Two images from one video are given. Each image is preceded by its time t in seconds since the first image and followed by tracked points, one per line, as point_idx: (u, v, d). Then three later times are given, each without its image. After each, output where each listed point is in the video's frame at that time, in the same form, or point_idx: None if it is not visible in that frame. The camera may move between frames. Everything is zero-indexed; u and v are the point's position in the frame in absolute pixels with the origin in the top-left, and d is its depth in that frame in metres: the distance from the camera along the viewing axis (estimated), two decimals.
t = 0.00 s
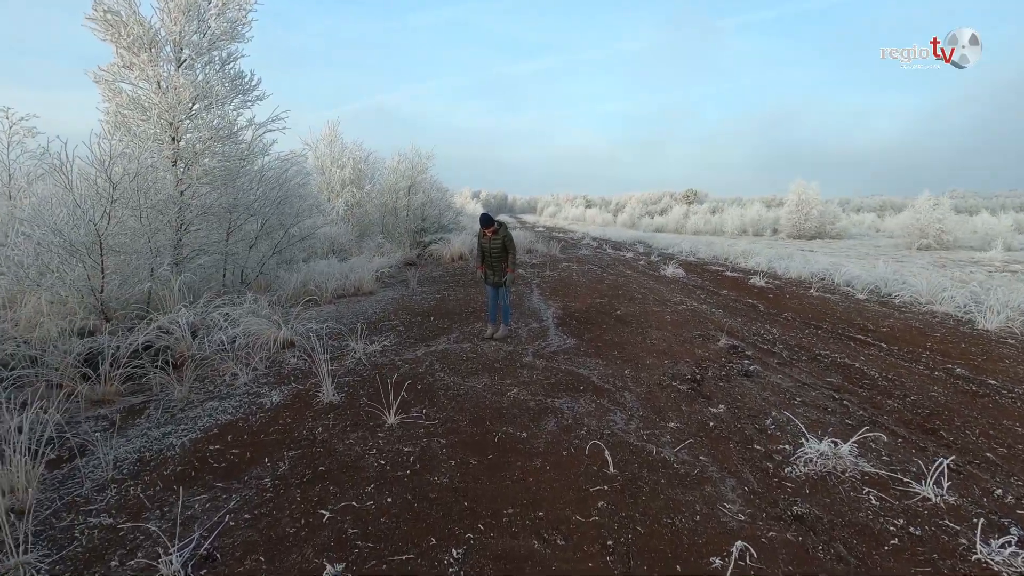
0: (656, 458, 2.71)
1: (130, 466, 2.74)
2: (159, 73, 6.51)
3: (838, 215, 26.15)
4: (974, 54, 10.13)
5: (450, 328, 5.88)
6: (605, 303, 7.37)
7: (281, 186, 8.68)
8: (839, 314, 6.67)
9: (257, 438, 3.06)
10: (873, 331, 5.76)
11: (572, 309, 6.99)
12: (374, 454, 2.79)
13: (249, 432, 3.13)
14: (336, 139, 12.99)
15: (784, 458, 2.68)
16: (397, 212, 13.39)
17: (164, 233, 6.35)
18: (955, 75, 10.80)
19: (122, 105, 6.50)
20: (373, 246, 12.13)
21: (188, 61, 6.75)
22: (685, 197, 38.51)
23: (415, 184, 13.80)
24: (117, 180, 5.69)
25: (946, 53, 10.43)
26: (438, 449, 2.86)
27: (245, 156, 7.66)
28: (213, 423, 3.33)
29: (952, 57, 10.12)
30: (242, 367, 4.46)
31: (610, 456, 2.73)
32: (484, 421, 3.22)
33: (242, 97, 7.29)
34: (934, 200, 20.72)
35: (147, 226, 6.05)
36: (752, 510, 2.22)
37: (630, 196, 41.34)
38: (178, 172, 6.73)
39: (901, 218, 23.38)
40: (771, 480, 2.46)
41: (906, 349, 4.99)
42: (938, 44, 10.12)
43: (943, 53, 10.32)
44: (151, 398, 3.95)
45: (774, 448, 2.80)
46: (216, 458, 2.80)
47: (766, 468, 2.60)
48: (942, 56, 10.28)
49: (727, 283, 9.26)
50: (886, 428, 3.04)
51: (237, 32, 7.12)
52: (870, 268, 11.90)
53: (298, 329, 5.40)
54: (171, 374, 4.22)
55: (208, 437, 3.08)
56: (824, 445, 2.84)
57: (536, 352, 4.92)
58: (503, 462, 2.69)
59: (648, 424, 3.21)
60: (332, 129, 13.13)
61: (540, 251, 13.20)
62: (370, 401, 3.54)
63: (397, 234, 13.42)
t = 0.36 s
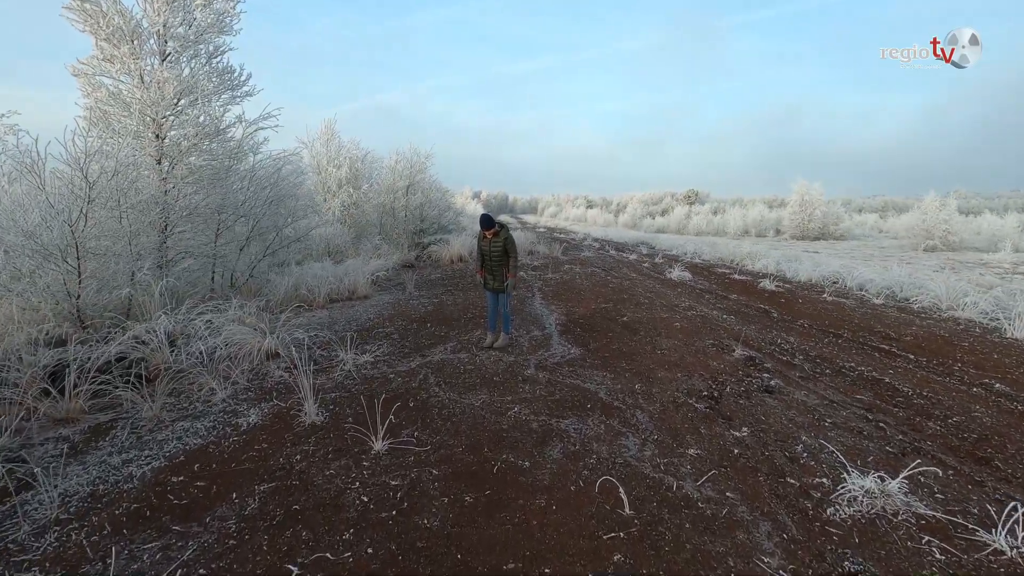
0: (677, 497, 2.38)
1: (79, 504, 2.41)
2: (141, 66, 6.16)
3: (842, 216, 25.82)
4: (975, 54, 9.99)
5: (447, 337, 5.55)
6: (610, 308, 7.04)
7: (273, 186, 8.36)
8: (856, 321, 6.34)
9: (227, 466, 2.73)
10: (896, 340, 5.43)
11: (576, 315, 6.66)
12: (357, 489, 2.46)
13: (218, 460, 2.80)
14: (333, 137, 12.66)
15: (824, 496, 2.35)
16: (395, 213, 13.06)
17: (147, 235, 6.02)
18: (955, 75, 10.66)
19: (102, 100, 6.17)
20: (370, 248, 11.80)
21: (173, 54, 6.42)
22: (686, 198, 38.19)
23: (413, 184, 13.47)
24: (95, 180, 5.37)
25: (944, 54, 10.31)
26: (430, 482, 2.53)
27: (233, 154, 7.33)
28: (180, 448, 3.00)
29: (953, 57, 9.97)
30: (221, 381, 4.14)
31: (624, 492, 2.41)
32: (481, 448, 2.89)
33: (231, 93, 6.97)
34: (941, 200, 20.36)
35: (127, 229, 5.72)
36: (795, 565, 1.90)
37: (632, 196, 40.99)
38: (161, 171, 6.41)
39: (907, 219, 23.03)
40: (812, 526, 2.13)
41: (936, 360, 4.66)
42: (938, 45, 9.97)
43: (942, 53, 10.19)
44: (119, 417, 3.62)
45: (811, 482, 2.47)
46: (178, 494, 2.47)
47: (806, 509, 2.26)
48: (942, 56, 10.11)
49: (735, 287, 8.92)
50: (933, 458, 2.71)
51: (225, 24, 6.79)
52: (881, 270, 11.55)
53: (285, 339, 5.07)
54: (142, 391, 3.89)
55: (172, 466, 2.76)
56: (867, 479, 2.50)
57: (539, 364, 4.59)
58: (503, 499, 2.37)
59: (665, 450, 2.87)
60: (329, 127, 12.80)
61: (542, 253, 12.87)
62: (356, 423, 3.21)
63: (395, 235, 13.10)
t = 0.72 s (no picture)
0: (707, 553, 2.03)
1: (4, 560, 2.06)
2: (120, 59, 5.80)
3: (848, 215, 25.40)
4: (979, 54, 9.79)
5: (444, 348, 5.19)
6: (617, 315, 6.67)
7: (263, 186, 8.00)
8: (879, 329, 5.98)
9: (185, 509, 2.38)
10: (926, 350, 5.07)
11: (580, 322, 6.30)
12: (332, 541, 2.11)
13: (176, 500, 2.45)
14: (329, 136, 12.32)
15: (883, 553, 2.01)
16: (393, 214, 12.71)
17: (125, 239, 5.67)
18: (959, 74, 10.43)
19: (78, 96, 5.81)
20: (367, 250, 11.44)
21: (154, 47, 6.06)
22: (689, 197, 37.78)
23: (412, 184, 13.11)
24: (67, 181, 5.01)
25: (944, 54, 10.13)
26: (418, 532, 2.18)
27: (220, 153, 7.00)
28: (137, 483, 2.65)
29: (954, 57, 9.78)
30: (193, 401, 3.78)
31: (645, 548, 2.06)
32: (478, 486, 2.53)
33: (217, 89, 6.63)
34: (949, 199, 19.89)
35: (102, 232, 5.36)
36: None
37: (634, 196, 40.58)
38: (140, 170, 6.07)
39: (914, 218, 22.58)
40: None
41: (973, 374, 4.30)
42: (938, 44, 9.76)
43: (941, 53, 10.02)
44: (77, 442, 3.26)
45: (864, 535, 2.12)
46: (123, 546, 2.12)
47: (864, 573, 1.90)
48: (944, 56, 9.89)
49: (746, 291, 8.55)
50: (998, 501, 2.36)
51: (210, 16, 6.43)
52: (894, 272, 11.16)
53: (269, 351, 4.72)
54: (105, 413, 3.54)
55: (122, 508, 2.40)
56: (928, 529, 2.14)
57: (542, 380, 4.22)
58: (503, 557, 2.02)
59: (688, 489, 2.51)
60: (324, 126, 12.45)
61: (545, 255, 12.49)
62: (337, 454, 2.85)
63: (393, 237, 12.75)
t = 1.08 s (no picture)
0: None
1: None
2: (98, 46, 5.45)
3: (856, 215, 24.96)
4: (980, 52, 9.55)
5: (442, 355, 4.83)
6: (627, 319, 6.30)
7: (254, 182, 7.65)
8: (908, 334, 5.61)
9: (133, 554, 2.02)
10: (963, 358, 4.69)
11: (588, 327, 5.93)
12: None
13: (124, 543, 2.09)
14: (326, 132, 11.97)
15: None
16: (393, 212, 12.36)
17: (103, 237, 5.32)
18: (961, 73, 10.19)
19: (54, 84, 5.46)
20: (365, 249, 11.08)
21: (136, 33, 5.71)
22: (692, 196, 37.34)
23: (412, 182, 12.75)
24: (38, 174, 4.66)
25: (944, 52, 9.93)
26: None
27: (207, 147, 6.65)
28: (83, 519, 2.29)
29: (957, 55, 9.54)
30: (164, 415, 3.42)
31: None
32: (477, 525, 2.18)
33: (204, 79, 6.27)
34: (958, 198, 19.43)
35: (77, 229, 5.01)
36: None
37: (636, 195, 40.19)
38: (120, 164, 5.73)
39: (923, 218, 22.11)
40: None
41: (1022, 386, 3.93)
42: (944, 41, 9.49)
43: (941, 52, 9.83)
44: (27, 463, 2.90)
45: None
46: None
47: None
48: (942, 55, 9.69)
49: (760, 293, 8.17)
50: None
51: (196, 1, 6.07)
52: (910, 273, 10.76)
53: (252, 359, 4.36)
54: (63, 429, 3.18)
55: (60, 552, 2.04)
56: None
57: (549, 392, 3.86)
58: None
59: (724, 531, 2.15)
60: (322, 121, 12.11)
61: (548, 255, 12.12)
62: (317, 483, 2.50)
63: (392, 236, 12.40)
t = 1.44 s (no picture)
0: None
1: None
2: (74, 38, 5.11)
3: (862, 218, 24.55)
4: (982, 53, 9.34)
5: (438, 370, 4.46)
6: (635, 328, 5.93)
7: (243, 183, 7.31)
8: (938, 347, 5.23)
9: None
10: (1005, 375, 4.32)
11: (595, 338, 5.58)
12: None
13: None
14: (322, 133, 11.64)
15: None
16: (390, 214, 12.01)
17: (76, 241, 4.98)
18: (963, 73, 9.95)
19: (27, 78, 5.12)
20: (362, 253, 10.73)
21: (115, 26, 5.37)
22: (694, 199, 36.93)
23: (411, 183, 12.41)
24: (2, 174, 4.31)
25: (946, 55, 9.70)
26: None
27: (192, 146, 6.32)
28: None
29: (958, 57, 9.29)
30: (125, 442, 3.07)
31: None
32: None
33: (188, 74, 5.93)
34: (966, 200, 19.01)
35: (46, 233, 4.67)
36: None
37: (639, 197, 39.83)
38: (97, 163, 5.41)
39: (930, 221, 21.68)
40: None
41: None
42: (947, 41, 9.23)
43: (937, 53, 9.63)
44: None
45: None
46: None
47: None
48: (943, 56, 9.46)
49: (772, 301, 7.79)
50: None
51: None
52: (926, 279, 10.36)
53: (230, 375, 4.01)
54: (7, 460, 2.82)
55: None
56: None
57: (554, 414, 3.49)
58: None
59: None
60: (318, 121, 11.78)
61: (550, 259, 11.75)
62: (285, 534, 2.14)
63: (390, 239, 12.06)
